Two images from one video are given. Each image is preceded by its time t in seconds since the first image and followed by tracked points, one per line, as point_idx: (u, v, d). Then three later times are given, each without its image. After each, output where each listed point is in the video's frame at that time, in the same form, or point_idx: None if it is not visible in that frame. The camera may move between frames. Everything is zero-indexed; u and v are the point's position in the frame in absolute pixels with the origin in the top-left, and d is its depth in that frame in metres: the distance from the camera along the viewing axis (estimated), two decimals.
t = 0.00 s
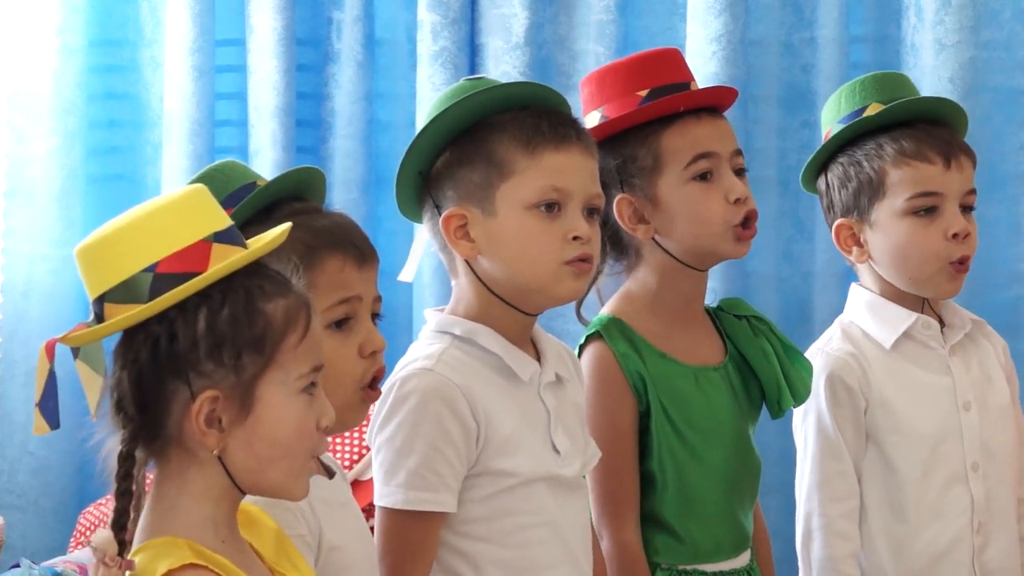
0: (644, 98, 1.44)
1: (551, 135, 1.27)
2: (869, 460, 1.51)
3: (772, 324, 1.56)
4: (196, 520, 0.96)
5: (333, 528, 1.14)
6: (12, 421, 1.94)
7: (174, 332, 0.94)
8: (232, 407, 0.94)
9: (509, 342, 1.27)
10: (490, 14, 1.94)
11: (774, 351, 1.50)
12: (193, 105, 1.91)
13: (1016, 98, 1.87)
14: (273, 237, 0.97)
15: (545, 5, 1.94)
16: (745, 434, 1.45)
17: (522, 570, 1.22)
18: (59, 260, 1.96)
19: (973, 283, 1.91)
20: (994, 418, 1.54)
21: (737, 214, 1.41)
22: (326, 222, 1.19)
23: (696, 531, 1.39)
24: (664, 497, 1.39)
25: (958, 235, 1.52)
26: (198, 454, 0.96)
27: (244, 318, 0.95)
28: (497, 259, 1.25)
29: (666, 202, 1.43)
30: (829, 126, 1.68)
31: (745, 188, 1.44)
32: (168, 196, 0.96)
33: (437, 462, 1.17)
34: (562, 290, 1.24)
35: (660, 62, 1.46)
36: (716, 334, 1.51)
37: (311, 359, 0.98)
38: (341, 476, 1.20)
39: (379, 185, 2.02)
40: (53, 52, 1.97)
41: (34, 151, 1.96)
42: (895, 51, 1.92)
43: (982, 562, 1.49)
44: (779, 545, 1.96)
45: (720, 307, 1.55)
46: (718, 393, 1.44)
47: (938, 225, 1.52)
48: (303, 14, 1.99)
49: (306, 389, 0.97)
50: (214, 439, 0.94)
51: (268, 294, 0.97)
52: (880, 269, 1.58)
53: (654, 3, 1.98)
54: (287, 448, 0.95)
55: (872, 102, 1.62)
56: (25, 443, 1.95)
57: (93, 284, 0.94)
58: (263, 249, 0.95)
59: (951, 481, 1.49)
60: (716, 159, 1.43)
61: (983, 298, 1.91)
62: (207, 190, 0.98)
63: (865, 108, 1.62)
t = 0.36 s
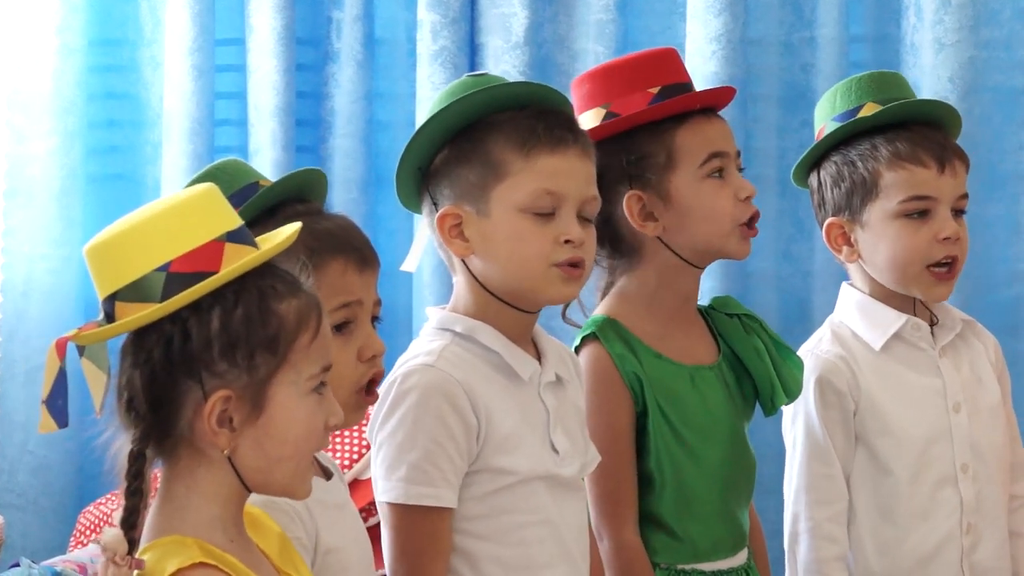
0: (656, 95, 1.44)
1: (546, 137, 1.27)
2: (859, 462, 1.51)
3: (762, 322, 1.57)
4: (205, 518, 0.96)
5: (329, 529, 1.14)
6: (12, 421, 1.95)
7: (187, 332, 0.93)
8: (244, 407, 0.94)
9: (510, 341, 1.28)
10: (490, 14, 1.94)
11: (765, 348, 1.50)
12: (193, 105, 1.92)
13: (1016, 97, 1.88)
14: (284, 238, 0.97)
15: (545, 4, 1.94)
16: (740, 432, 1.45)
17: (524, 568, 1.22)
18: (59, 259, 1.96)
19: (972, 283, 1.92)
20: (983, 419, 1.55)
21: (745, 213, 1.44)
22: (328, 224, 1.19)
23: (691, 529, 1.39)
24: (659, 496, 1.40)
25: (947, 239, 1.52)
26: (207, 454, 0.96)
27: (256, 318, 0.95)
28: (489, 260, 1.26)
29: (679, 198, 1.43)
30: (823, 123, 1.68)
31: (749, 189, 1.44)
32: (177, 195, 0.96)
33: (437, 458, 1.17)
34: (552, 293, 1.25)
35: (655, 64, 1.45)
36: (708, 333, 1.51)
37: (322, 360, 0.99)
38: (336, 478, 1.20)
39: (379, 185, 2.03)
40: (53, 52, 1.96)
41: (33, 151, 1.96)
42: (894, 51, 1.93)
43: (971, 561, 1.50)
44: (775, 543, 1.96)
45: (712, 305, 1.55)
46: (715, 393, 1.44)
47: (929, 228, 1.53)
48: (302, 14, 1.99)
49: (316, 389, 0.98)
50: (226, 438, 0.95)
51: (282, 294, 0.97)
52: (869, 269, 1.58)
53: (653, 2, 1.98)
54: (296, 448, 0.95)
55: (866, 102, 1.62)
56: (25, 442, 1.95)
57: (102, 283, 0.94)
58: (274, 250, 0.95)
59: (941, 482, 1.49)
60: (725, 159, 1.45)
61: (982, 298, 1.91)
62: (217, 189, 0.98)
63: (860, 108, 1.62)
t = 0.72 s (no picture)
0: (661, 94, 1.44)
1: (566, 137, 1.28)
2: (852, 457, 1.52)
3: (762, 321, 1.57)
4: (206, 518, 0.96)
5: (329, 532, 1.14)
6: (12, 420, 1.95)
7: (188, 330, 0.93)
8: (244, 407, 0.94)
9: (517, 342, 1.28)
10: (490, 14, 1.94)
11: (766, 347, 1.50)
12: (192, 104, 1.92)
13: (1016, 97, 1.88)
14: (284, 238, 0.97)
15: (544, 4, 1.94)
16: (745, 431, 1.46)
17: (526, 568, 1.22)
18: (58, 259, 1.96)
19: (972, 283, 1.92)
20: (978, 413, 1.54)
21: (750, 211, 1.45)
22: (342, 230, 1.18)
23: (697, 527, 1.39)
24: (664, 496, 1.40)
25: (946, 234, 1.52)
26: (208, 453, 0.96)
27: (257, 317, 0.95)
28: (515, 262, 1.26)
29: (685, 197, 1.43)
30: (819, 124, 1.68)
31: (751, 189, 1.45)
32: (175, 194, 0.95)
33: (446, 460, 1.18)
34: (581, 295, 1.26)
35: (654, 64, 1.45)
36: (708, 333, 1.51)
37: (323, 360, 0.99)
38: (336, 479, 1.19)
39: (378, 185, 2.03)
40: (52, 52, 1.96)
41: (32, 150, 1.96)
42: (894, 50, 1.93)
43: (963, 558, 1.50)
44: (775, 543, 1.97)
45: (711, 305, 1.55)
46: (718, 392, 1.44)
47: (927, 225, 1.53)
48: (302, 14, 2.00)
49: (316, 390, 0.98)
50: (226, 437, 0.95)
51: (283, 294, 0.97)
52: (868, 266, 1.58)
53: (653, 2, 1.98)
54: (294, 447, 0.95)
55: (863, 101, 1.62)
56: (24, 441, 1.95)
57: (103, 282, 0.94)
58: (275, 250, 0.95)
59: (934, 479, 1.49)
60: (730, 158, 1.46)
61: (981, 298, 1.92)
62: (217, 188, 0.98)
63: (857, 107, 1.62)
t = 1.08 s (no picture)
0: (664, 94, 1.44)
1: (589, 137, 1.29)
2: (856, 460, 1.51)
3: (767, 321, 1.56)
4: (202, 518, 0.96)
5: (331, 533, 1.12)
6: (12, 420, 1.94)
7: (180, 332, 0.93)
8: (237, 407, 0.94)
9: (528, 335, 1.28)
10: (490, 13, 1.94)
11: (769, 347, 1.50)
12: (192, 104, 1.92)
13: (1015, 96, 1.87)
14: (276, 236, 0.97)
15: (544, 3, 1.94)
16: (746, 431, 1.45)
17: (526, 565, 1.22)
18: (58, 258, 1.96)
19: (972, 282, 1.92)
20: (982, 415, 1.55)
21: (752, 210, 1.45)
22: (338, 228, 1.17)
23: (698, 527, 1.39)
24: (665, 496, 1.40)
25: (951, 237, 1.52)
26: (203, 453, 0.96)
27: (249, 318, 0.94)
28: (551, 266, 1.26)
29: (690, 195, 1.43)
30: (824, 122, 1.68)
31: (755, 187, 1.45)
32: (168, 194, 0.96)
33: (440, 448, 1.18)
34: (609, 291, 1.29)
35: (658, 63, 1.46)
36: (712, 332, 1.51)
37: (317, 357, 0.99)
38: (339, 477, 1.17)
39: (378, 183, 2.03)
40: (52, 51, 1.96)
41: (32, 150, 1.96)
42: (893, 50, 1.93)
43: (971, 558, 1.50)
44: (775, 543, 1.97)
45: (716, 305, 1.55)
46: (721, 392, 1.44)
47: (933, 226, 1.53)
48: (302, 13, 2.00)
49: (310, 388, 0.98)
50: (220, 438, 0.94)
51: (274, 293, 0.97)
52: (872, 267, 1.58)
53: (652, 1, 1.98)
54: (290, 445, 0.95)
55: (871, 99, 1.62)
56: (24, 441, 1.95)
57: (95, 285, 0.94)
58: (266, 248, 0.95)
59: (940, 479, 1.49)
60: (734, 156, 1.46)
61: (981, 297, 1.91)
62: (206, 189, 0.98)
63: (864, 105, 1.62)
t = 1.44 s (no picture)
0: (662, 93, 1.44)
1: (584, 141, 1.28)
2: (865, 459, 1.51)
3: (770, 322, 1.56)
4: (198, 518, 0.96)
5: (330, 533, 1.12)
6: (12, 419, 1.94)
7: (174, 331, 0.93)
8: (232, 407, 0.94)
9: (520, 336, 1.28)
10: (490, 13, 1.94)
11: (771, 347, 1.49)
12: (192, 103, 1.91)
13: (1015, 96, 1.87)
14: (271, 235, 0.96)
15: (544, 3, 1.94)
16: (746, 432, 1.45)
17: (524, 564, 1.22)
18: (58, 257, 1.95)
19: (973, 282, 1.92)
20: (988, 414, 1.54)
21: (750, 208, 1.44)
22: (336, 228, 1.17)
23: (699, 527, 1.39)
24: (665, 496, 1.40)
25: (956, 234, 1.52)
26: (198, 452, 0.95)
27: (243, 317, 0.94)
28: (542, 268, 1.26)
29: (688, 194, 1.42)
30: (828, 122, 1.68)
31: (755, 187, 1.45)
32: (163, 195, 0.95)
33: (440, 453, 1.17)
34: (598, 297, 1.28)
35: (657, 62, 1.46)
36: (713, 332, 1.51)
37: (312, 356, 0.98)
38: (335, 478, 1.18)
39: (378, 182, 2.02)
40: (52, 51, 1.96)
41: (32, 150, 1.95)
42: (893, 49, 1.93)
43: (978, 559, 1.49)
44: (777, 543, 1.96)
45: (718, 305, 1.55)
46: (720, 392, 1.44)
47: (937, 224, 1.52)
48: (302, 13, 2.00)
49: (307, 387, 0.98)
50: (216, 438, 0.94)
51: (268, 292, 0.96)
52: (877, 264, 1.58)
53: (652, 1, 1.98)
54: (286, 446, 0.95)
55: (873, 98, 1.62)
56: (24, 440, 1.95)
57: (90, 284, 0.93)
58: (260, 247, 0.94)
59: (947, 479, 1.49)
60: (733, 155, 1.45)
61: (981, 297, 1.91)
62: (202, 188, 0.98)
63: (867, 104, 1.62)
